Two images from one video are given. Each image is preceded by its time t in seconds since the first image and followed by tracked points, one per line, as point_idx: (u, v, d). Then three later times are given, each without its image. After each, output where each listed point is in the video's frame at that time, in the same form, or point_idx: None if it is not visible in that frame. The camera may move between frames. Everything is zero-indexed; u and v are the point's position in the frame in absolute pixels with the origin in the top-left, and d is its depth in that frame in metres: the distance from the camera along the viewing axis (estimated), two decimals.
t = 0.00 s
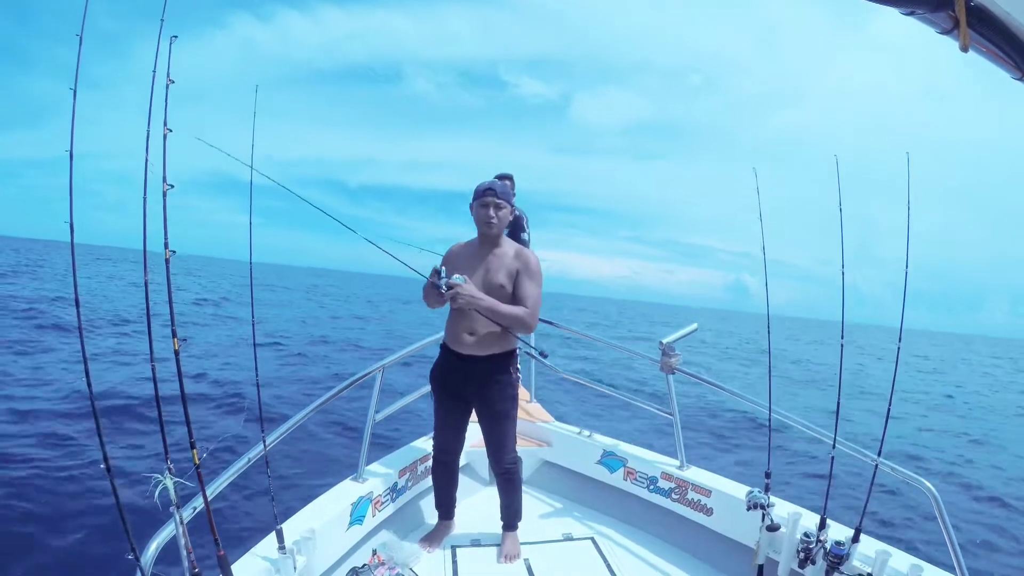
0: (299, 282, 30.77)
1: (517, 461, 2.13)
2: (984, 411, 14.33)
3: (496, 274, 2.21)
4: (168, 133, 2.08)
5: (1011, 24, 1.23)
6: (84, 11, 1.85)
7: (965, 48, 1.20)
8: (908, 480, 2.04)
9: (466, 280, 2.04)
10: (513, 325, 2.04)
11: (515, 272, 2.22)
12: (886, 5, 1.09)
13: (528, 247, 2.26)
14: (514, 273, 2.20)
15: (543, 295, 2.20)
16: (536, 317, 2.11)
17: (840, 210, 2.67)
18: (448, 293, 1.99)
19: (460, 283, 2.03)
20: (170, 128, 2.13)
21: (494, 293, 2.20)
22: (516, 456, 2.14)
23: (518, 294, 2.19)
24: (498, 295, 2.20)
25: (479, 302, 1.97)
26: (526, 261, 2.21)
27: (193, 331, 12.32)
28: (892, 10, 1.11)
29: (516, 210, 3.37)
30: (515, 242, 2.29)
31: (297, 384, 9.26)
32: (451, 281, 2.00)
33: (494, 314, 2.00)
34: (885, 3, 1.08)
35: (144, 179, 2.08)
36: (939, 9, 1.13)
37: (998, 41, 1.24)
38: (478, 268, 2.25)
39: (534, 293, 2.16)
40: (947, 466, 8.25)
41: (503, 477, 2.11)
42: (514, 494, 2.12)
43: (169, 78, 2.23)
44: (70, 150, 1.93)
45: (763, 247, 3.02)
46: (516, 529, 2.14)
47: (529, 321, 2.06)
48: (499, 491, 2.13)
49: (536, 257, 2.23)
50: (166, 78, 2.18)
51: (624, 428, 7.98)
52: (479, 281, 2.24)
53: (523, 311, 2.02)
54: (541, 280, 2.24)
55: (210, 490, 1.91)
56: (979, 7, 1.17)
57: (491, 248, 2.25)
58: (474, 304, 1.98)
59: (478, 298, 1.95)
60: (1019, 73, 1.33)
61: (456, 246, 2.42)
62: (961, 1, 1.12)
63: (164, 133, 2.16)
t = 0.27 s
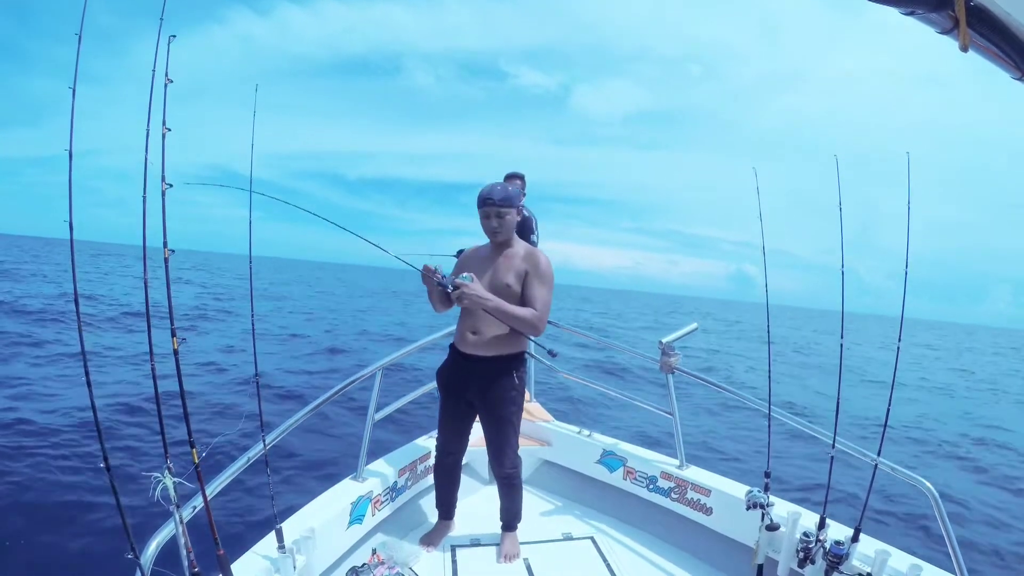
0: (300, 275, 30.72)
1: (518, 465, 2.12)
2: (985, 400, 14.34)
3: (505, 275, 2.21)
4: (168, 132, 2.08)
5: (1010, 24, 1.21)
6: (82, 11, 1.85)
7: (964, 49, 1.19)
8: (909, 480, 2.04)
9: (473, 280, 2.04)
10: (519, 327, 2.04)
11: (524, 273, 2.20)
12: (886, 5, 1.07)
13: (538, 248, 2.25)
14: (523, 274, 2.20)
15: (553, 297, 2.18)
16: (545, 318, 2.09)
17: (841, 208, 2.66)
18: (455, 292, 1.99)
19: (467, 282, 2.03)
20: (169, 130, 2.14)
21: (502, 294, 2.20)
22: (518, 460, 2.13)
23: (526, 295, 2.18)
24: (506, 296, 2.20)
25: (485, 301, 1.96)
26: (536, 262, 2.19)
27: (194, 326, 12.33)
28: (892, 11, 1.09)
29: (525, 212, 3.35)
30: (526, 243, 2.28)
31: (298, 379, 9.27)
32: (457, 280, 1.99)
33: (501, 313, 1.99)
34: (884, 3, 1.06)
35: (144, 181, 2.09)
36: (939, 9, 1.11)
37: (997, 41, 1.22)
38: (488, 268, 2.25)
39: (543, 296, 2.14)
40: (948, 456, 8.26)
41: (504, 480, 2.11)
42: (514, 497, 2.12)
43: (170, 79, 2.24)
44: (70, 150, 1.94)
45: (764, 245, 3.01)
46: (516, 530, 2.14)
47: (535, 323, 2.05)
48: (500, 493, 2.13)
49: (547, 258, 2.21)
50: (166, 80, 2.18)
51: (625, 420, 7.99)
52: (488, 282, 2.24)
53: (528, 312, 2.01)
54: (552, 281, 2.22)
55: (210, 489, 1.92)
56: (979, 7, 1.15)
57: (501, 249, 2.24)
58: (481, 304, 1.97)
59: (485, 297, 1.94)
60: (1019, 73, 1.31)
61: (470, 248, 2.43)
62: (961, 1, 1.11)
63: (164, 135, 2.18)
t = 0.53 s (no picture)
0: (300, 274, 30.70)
1: (520, 467, 2.12)
2: (986, 394, 14.34)
3: (506, 280, 2.21)
4: (168, 132, 2.08)
5: (1009, 24, 1.21)
6: (81, 11, 1.84)
7: (965, 48, 1.18)
8: (909, 480, 2.04)
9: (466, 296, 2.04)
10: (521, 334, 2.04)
11: (525, 276, 2.20)
12: (887, 5, 1.06)
13: (538, 248, 2.23)
14: (523, 278, 2.19)
15: (556, 299, 2.16)
16: (547, 323, 2.09)
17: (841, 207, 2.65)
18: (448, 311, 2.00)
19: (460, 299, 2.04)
20: (170, 131, 2.14)
21: (505, 300, 2.21)
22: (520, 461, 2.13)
23: (527, 299, 2.17)
24: (509, 302, 2.21)
25: (480, 315, 1.97)
26: (536, 265, 2.17)
27: (194, 326, 12.33)
28: (892, 10, 1.09)
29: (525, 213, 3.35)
30: (525, 243, 2.26)
31: (298, 378, 9.28)
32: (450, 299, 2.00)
33: (497, 325, 2.00)
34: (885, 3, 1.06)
35: (145, 182, 2.09)
36: (939, 9, 1.10)
37: (997, 41, 1.22)
38: (489, 275, 2.26)
39: (545, 298, 2.13)
40: (948, 450, 8.26)
41: (506, 481, 2.11)
42: (516, 498, 2.12)
43: (170, 81, 2.24)
44: (70, 150, 1.94)
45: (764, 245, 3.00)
46: (515, 531, 2.14)
47: (535, 329, 2.05)
48: (501, 494, 2.13)
49: (549, 259, 2.19)
50: (166, 80, 2.18)
51: (625, 417, 8.00)
52: (490, 289, 2.25)
53: (527, 320, 2.01)
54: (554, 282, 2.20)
55: (210, 490, 1.91)
56: (979, 7, 1.15)
57: (500, 254, 2.24)
58: (476, 318, 1.98)
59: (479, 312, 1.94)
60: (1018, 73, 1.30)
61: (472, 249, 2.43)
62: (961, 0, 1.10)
63: (165, 135, 2.17)
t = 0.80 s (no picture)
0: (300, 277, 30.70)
1: (522, 462, 2.12)
2: (986, 392, 14.35)
3: (500, 284, 2.23)
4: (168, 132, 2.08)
5: (1010, 23, 1.21)
6: (82, 11, 1.84)
7: (965, 49, 1.19)
8: (909, 480, 2.03)
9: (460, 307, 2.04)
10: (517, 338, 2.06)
11: (518, 278, 2.20)
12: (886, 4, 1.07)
13: (528, 247, 2.22)
14: (516, 279, 2.20)
15: (551, 298, 2.16)
16: (542, 325, 2.09)
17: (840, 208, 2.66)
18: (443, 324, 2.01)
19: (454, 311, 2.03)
20: (170, 130, 2.12)
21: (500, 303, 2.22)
22: (524, 458, 2.13)
23: (523, 300, 2.18)
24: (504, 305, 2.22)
25: (475, 325, 1.97)
26: (529, 266, 2.17)
27: (195, 331, 12.31)
28: (893, 10, 1.09)
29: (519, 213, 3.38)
30: (516, 244, 2.25)
31: (299, 382, 9.29)
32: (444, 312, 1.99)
33: (492, 333, 2.01)
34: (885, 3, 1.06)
35: (145, 182, 2.08)
36: (940, 9, 1.11)
37: (997, 41, 1.22)
38: (483, 278, 2.28)
39: (539, 299, 2.13)
40: (949, 450, 8.27)
41: (508, 479, 2.11)
42: (517, 496, 2.12)
43: (170, 80, 2.22)
44: (70, 150, 1.93)
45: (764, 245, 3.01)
46: (516, 530, 2.14)
47: (532, 332, 2.05)
48: (502, 493, 2.13)
49: (541, 259, 2.18)
50: (166, 79, 2.17)
51: (626, 419, 8.01)
52: (485, 293, 2.27)
53: (523, 324, 2.02)
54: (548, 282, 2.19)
55: (211, 490, 1.92)
56: (979, 6, 1.15)
57: (492, 257, 2.24)
58: (471, 328, 1.97)
59: (474, 322, 1.93)
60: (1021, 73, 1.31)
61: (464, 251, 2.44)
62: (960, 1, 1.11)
63: (165, 135, 2.16)
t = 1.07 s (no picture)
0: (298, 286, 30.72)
1: (516, 461, 2.12)
2: (985, 396, 14.36)
3: (491, 280, 2.24)
4: (167, 133, 2.05)
5: (1010, 23, 1.22)
6: (80, 11, 1.81)
7: (966, 49, 1.20)
8: (909, 481, 2.03)
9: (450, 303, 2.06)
10: (507, 336, 2.07)
11: (509, 275, 2.21)
12: (886, 5, 1.08)
13: (521, 245, 2.24)
14: (507, 277, 2.21)
15: (542, 297, 2.18)
16: (532, 324, 2.11)
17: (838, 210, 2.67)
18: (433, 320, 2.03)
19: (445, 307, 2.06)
20: (169, 129, 2.07)
21: (491, 300, 2.24)
22: (517, 455, 2.13)
23: (513, 297, 2.20)
24: (495, 301, 2.24)
25: (464, 322, 2.00)
26: (521, 264, 2.18)
27: (194, 339, 12.29)
28: (893, 10, 1.10)
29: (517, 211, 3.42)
30: (509, 241, 2.26)
31: (298, 390, 9.27)
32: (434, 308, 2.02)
33: (482, 329, 2.03)
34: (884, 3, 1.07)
35: (144, 182, 2.05)
36: (939, 9, 1.12)
37: (997, 41, 1.23)
38: (474, 274, 2.28)
39: (530, 297, 2.15)
40: (949, 453, 8.27)
41: (504, 478, 2.11)
42: (514, 495, 2.12)
43: (170, 78, 2.18)
44: (67, 151, 1.90)
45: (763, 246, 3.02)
46: (516, 530, 2.13)
47: (522, 330, 2.07)
48: (499, 492, 2.13)
49: (533, 258, 2.19)
50: (165, 79, 2.14)
51: (625, 424, 8.00)
52: (476, 289, 2.27)
53: (513, 322, 2.03)
54: (539, 281, 2.20)
55: (210, 491, 1.92)
56: (979, 7, 1.16)
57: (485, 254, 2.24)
58: (461, 325, 2.01)
59: (463, 319, 1.98)
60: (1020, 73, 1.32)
61: (456, 246, 2.44)
62: (960, 1, 1.12)
63: (165, 134, 2.12)
